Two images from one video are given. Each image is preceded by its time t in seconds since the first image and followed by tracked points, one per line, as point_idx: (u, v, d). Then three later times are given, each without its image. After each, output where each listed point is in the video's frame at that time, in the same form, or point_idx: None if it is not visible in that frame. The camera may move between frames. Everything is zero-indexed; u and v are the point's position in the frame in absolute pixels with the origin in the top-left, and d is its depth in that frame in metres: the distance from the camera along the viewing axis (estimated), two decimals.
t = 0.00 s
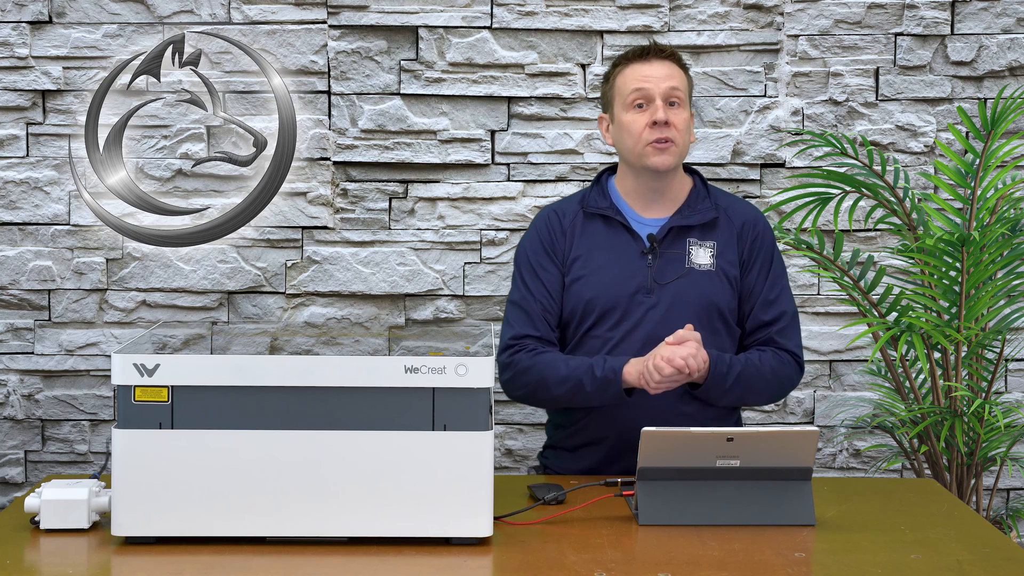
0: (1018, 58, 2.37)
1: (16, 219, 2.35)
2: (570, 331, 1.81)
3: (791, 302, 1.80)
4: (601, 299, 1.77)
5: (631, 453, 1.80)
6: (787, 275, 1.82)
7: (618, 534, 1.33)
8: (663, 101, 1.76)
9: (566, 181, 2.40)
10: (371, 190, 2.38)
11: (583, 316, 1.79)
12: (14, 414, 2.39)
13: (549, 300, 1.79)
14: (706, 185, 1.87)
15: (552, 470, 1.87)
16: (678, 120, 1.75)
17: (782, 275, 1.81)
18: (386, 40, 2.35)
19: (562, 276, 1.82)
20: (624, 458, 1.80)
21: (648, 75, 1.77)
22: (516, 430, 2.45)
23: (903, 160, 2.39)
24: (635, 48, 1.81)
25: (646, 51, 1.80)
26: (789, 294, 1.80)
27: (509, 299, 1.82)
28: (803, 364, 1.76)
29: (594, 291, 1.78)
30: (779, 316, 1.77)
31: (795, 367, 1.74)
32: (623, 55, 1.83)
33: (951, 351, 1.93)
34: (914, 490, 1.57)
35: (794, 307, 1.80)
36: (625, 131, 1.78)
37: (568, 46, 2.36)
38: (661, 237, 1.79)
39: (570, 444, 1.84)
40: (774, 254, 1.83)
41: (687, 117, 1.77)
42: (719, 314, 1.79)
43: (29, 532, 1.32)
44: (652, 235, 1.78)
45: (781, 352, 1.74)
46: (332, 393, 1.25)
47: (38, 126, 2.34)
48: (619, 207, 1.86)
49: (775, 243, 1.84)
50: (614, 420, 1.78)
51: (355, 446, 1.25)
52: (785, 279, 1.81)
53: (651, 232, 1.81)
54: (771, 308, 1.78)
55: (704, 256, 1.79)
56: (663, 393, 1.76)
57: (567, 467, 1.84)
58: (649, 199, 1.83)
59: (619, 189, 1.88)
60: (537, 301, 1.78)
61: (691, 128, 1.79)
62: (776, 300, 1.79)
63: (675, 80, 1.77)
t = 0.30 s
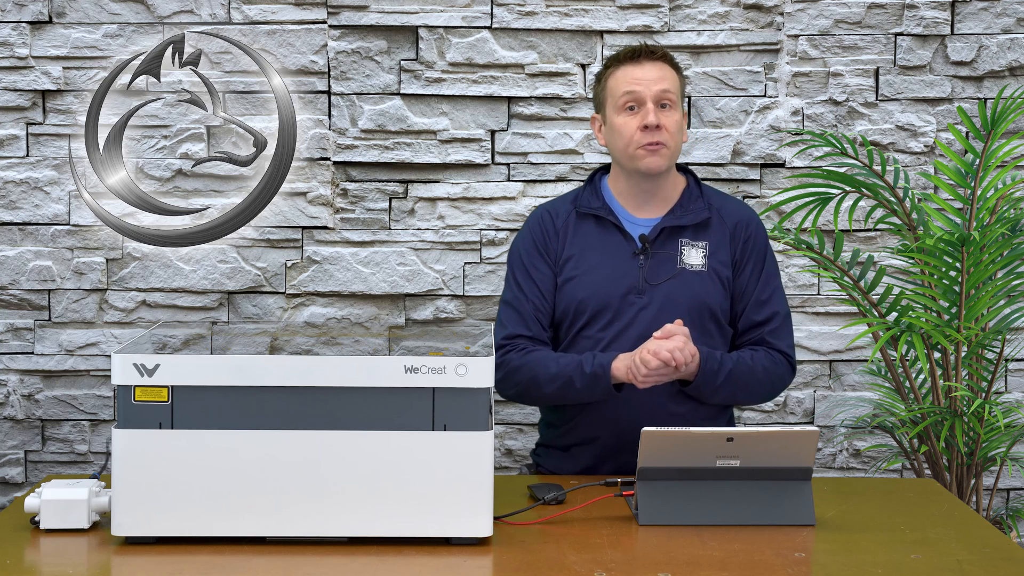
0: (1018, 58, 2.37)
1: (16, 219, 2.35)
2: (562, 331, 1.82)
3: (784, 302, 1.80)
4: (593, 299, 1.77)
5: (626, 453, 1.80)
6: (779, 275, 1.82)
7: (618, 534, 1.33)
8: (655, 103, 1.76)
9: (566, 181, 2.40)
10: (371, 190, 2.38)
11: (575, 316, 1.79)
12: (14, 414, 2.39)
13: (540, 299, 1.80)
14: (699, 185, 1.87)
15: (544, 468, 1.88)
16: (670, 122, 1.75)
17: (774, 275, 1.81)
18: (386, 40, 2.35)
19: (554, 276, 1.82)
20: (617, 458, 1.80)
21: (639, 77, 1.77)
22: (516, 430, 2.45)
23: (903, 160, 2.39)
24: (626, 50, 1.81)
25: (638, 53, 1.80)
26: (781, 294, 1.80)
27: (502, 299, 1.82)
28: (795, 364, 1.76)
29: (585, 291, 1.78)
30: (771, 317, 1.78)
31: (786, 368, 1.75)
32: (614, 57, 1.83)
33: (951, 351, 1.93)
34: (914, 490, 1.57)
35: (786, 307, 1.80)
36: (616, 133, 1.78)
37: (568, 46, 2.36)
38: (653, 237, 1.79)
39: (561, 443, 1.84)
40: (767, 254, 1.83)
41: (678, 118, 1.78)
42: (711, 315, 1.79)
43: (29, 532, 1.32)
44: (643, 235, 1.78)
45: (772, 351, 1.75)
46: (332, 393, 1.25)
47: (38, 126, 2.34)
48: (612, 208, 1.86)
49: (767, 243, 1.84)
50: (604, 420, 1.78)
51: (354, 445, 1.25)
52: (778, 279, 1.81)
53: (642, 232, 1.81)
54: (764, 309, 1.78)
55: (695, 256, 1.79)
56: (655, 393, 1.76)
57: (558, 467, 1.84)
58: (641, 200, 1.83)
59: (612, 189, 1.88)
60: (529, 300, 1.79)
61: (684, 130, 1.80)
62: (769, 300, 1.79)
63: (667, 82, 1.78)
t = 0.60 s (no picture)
0: (1018, 58, 2.37)
1: (16, 219, 2.35)
2: (550, 329, 1.84)
3: (776, 307, 1.78)
4: (578, 299, 1.79)
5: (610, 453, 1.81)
6: (770, 279, 1.80)
7: (618, 534, 1.33)
8: (621, 114, 1.75)
9: (566, 181, 2.40)
10: (371, 190, 2.38)
11: (561, 315, 1.81)
12: (14, 414, 2.39)
13: (529, 298, 1.82)
14: (693, 187, 1.86)
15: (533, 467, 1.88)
16: (636, 133, 1.74)
17: (765, 279, 1.79)
18: (386, 40, 2.35)
19: (544, 276, 1.84)
20: (600, 457, 1.81)
21: (605, 88, 1.76)
22: (516, 430, 2.45)
23: (903, 160, 2.39)
24: (599, 56, 1.78)
25: (610, 60, 1.77)
26: (772, 299, 1.78)
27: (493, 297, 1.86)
28: (782, 372, 1.75)
29: (570, 290, 1.79)
30: (760, 322, 1.76)
31: (772, 377, 1.73)
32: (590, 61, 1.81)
33: (951, 351, 1.93)
34: (914, 490, 1.57)
35: (777, 313, 1.78)
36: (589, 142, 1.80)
37: (568, 46, 2.36)
38: (640, 237, 1.79)
39: (547, 442, 1.85)
40: (759, 258, 1.81)
41: (648, 126, 1.75)
42: (697, 317, 1.78)
43: (29, 532, 1.32)
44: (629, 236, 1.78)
45: (757, 362, 1.74)
46: (332, 393, 1.25)
47: (38, 126, 2.34)
48: (604, 208, 1.86)
49: (760, 246, 1.81)
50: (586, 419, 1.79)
51: (354, 445, 1.25)
52: (769, 283, 1.79)
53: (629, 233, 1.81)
54: (753, 314, 1.77)
55: (683, 258, 1.79)
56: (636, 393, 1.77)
57: (551, 466, 1.84)
58: (626, 202, 1.84)
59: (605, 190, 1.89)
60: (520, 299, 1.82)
61: (658, 135, 1.77)
62: (758, 305, 1.77)
63: (637, 90, 1.75)
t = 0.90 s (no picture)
0: (1018, 58, 2.37)
1: (16, 219, 2.35)
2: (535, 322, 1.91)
3: (756, 306, 1.74)
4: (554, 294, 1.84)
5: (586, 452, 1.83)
6: (749, 276, 1.76)
7: (618, 534, 1.33)
8: (588, 116, 1.79)
9: (567, 180, 2.40)
10: (371, 190, 2.38)
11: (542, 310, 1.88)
12: (14, 414, 2.39)
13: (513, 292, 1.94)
14: (679, 186, 1.87)
15: (524, 465, 1.92)
16: (601, 136, 1.77)
17: (744, 278, 1.76)
18: (386, 40, 2.35)
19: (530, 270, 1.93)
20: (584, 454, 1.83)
21: (579, 91, 1.80)
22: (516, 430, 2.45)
23: (903, 160, 2.39)
24: (578, 60, 1.83)
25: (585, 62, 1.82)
26: (750, 299, 1.74)
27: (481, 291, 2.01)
28: (761, 368, 1.71)
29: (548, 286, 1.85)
30: (736, 321, 1.72)
31: (746, 372, 1.68)
32: (571, 64, 1.87)
33: (951, 351, 1.93)
34: (914, 490, 1.57)
35: (758, 312, 1.73)
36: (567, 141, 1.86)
37: (568, 46, 2.36)
38: (615, 235, 1.83)
39: (531, 440, 1.90)
40: (739, 256, 1.78)
41: (617, 130, 1.77)
42: (670, 316, 1.79)
43: (29, 532, 1.32)
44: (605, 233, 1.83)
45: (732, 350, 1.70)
46: (332, 393, 1.25)
47: (38, 126, 2.34)
48: (592, 208, 1.91)
49: (742, 246, 1.78)
50: (558, 414, 1.83)
51: (354, 445, 1.25)
52: (748, 283, 1.76)
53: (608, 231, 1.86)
54: (730, 313, 1.73)
55: (657, 257, 1.80)
56: (603, 390, 1.80)
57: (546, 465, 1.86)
58: (606, 201, 1.89)
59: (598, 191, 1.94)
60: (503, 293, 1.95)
61: (627, 138, 1.78)
62: (736, 305, 1.74)
63: (604, 93, 1.78)
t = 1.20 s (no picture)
0: (1018, 58, 2.37)
1: (16, 219, 2.35)
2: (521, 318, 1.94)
3: (720, 295, 1.71)
4: (536, 288, 1.88)
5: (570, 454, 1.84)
6: (720, 269, 1.75)
7: (618, 534, 1.33)
8: (582, 112, 1.80)
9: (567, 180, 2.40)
10: (371, 190, 2.38)
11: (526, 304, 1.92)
12: (14, 414, 2.39)
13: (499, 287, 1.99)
14: (666, 185, 1.89)
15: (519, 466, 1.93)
16: (595, 132, 1.78)
17: (711, 270, 1.74)
18: (386, 40, 2.35)
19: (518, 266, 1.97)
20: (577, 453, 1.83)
21: (573, 88, 1.82)
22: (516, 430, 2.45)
23: (903, 160, 2.39)
24: (573, 58, 1.85)
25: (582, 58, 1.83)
26: (712, 287, 1.71)
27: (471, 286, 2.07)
28: (716, 353, 1.66)
29: (532, 280, 1.89)
30: (694, 305, 1.69)
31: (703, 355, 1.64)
32: (566, 62, 1.88)
33: (951, 351, 1.93)
34: (914, 490, 1.57)
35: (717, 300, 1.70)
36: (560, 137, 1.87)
37: (568, 46, 2.36)
38: (597, 232, 1.86)
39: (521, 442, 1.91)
40: (712, 249, 1.77)
41: (611, 127, 1.79)
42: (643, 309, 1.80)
43: (29, 532, 1.32)
44: (587, 229, 1.86)
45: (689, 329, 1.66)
46: (332, 393, 1.25)
47: (38, 126, 2.34)
48: (582, 207, 1.95)
49: (716, 240, 1.78)
50: (540, 413, 1.85)
51: (354, 445, 1.25)
52: (716, 275, 1.74)
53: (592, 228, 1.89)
54: (689, 300, 1.70)
55: (635, 252, 1.82)
56: (582, 388, 1.81)
57: (541, 464, 1.87)
58: (596, 197, 1.91)
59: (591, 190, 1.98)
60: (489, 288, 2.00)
61: (621, 136, 1.80)
62: (698, 292, 1.71)
63: (600, 90, 1.79)
